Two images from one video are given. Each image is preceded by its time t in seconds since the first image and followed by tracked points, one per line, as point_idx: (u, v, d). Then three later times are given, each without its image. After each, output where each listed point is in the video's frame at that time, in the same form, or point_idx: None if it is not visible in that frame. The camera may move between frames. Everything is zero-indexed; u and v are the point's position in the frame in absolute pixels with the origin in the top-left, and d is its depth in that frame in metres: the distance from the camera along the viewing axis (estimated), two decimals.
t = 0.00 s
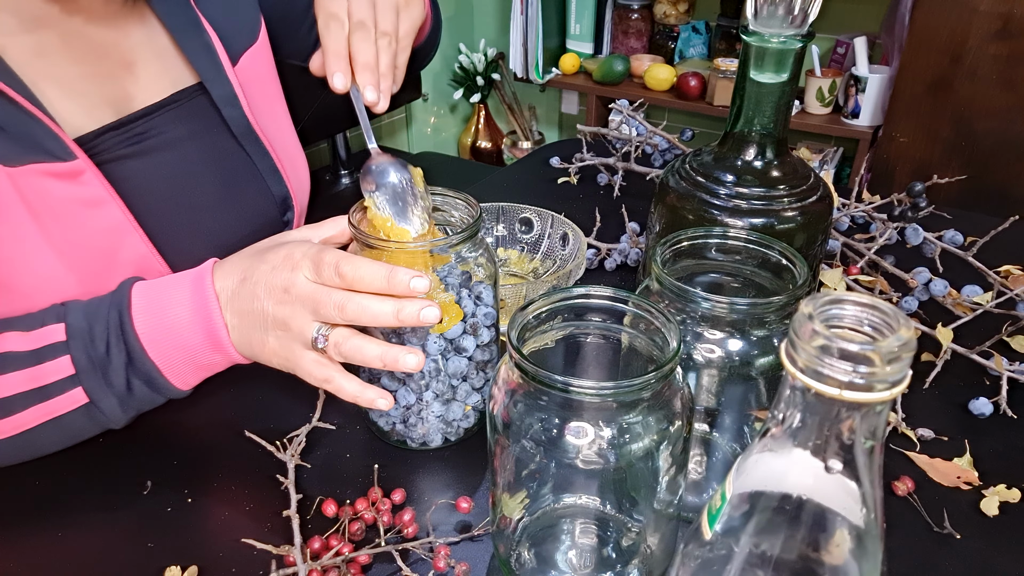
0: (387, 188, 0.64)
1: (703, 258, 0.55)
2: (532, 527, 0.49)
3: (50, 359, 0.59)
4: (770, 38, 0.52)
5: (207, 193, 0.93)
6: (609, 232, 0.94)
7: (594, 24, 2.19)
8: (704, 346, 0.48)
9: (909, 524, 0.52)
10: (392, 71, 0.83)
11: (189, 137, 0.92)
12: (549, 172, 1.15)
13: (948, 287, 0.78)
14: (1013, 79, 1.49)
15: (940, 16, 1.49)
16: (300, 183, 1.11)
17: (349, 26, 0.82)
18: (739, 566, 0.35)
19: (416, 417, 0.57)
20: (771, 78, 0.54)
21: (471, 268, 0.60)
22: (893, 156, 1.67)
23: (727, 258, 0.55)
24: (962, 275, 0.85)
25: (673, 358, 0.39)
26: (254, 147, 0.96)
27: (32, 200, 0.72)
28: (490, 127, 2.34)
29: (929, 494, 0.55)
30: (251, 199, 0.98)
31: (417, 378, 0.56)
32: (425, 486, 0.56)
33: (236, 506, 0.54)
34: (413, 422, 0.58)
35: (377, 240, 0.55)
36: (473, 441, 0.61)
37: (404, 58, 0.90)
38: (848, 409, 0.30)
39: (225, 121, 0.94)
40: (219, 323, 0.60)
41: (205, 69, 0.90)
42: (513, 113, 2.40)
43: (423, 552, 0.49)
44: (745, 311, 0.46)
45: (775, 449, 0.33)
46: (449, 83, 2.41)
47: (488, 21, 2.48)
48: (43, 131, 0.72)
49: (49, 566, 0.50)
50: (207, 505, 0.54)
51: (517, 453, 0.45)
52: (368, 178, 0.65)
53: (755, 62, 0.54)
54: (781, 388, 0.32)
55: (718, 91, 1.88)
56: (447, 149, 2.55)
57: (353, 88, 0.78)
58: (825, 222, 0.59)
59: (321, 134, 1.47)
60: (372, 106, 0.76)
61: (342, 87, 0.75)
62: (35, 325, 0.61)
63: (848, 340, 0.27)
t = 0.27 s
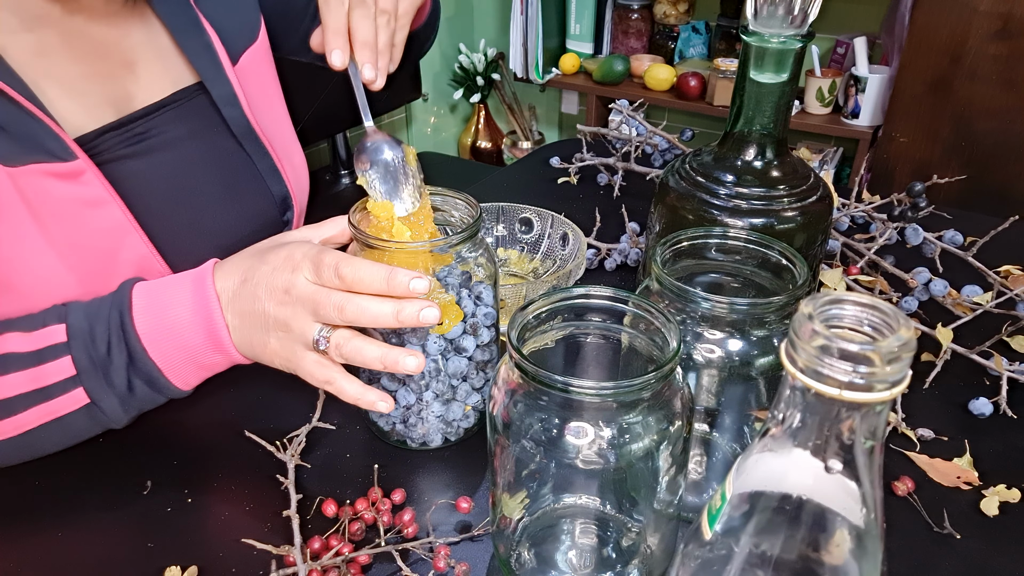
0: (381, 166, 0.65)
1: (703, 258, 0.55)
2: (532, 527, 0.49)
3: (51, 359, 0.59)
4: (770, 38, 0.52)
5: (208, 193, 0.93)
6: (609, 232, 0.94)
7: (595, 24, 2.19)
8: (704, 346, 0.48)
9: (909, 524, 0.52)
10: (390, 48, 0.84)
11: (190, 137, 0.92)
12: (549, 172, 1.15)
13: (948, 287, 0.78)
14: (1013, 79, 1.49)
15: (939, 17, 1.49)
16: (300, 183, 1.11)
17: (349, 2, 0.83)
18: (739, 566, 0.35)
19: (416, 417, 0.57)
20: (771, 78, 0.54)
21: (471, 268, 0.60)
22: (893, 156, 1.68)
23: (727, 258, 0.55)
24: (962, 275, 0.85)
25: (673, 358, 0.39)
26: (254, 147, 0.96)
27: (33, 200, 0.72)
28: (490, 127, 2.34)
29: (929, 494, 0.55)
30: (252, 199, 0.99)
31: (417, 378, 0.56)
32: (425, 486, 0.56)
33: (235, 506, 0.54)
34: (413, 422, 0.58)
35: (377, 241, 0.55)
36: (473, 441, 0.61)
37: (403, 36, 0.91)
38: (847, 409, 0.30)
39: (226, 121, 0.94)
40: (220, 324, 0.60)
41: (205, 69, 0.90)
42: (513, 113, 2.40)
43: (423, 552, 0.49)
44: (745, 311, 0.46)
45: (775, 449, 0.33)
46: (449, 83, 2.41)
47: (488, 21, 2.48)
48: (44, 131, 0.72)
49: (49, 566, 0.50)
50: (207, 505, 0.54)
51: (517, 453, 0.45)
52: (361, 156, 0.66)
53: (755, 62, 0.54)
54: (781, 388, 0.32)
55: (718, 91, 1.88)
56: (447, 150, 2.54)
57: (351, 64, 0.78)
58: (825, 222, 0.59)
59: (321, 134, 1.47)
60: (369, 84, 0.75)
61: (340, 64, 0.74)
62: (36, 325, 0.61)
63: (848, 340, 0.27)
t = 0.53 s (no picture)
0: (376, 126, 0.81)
1: (703, 258, 0.55)
2: (532, 527, 0.49)
3: (50, 360, 0.59)
4: (770, 38, 0.52)
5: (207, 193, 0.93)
6: (609, 232, 0.94)
7: (595, 24, 2.19)
8: (704, 346, 0.48)
9: (910, 524, 0.52)
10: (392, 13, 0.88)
11: (190, 135, 0.92)
12: (549, 172, 1.15)
13: (948, 287, 0.78)
14: (1013, 79, 1.49)
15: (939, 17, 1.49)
16: (300, 181, 1.11)
17: None
18: (739, 566, 0.35)
19: (416, 417, 0.57)
20: (771, 78, 0.54)
21: (470, 268, 0.60)
22: (893, 157, 1.68)
23: (727, 258, 0.55)
24: (962, 275, 0.85)
25: (673, 358, 0.39)
26: (254, 145, 0.96)
27: (33, 199, 0.72)
28: (490, 127, 2.33)
29: (929, 494, 0.55)
30: (251, 198, 0.99)
31: (417, 378, 0.56)
32: (425, 486, 0.56)
33: (235, 506, 0.54)
34: (413, 422, 0.58)
35: (377, 241, 0.55)
36: (473, 441, 0.61)
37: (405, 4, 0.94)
38: (847, 409, 0.30)
39: (226, 120, 0.94)
40: (219, 325, 0.60)
41: (206, 68, 0.90)
42: (513, 113, 2.40)
43: (422, 552, 0.49)
44: (745, 311, 0.46)
45: (775, 449, 0.33)
46: (448, 82, 2.41)
47: (488, 21, 2.48)
48: (44, 130, 0.72)
49: (48, 566, 0.50)
50: (207, 505, 0.54)
51: (517, 453, 0.45)
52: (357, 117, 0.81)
53: (755, 61, 0.54)
54: (781, 388, 0.32)
55: (718, 91, 1.88)
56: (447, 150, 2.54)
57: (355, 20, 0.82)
58: (825, 222, 0.59)
59: (321, 134, 1.47)
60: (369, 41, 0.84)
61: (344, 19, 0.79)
62: (36, 326, 0.61)
63: (848, 340, 0.27)
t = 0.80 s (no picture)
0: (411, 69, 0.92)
1: (703, 258, 0.55)
2: (532, 527, 0.49)
3: (45, 359, 0.59)
4: (770, 38, 0.52)
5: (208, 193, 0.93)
6: (609, 232, 0.94)
7: (594, 24, 2.19)
8: (704, 346, 0.48)
9: (910, 525, 0.52)
10: None
11: (191, 133, 0.91)
12: (549, 172, 1.15)
13: (948, 287, 0.78)
14: (1013, 79, 1.49)
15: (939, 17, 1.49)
16: (301, 180, 1.11)
17: None
18: (739, 566, 0.35)
19: (417, 417, 0.57)
20: (772, 78, 0.54)
21: (470, 268, 0.60)
22: (893, 157, 1.68)
23: (727, 258, 0.55)
24: (962, 275, 0.85)
25: (673, 358, 0.39)
26: (255, 142, 0.97)
27: (32, 198, 0.72)
28: (490, 128, 2.29)
29: (930, 494, 0.55)
30: (251, 197, 0.99)
31: (417, 378, 0.56)
32: (425, 486, 0.56)
33: (235, 506, 0.54)
34: (413, 422, 0.58)
35: (377, 240, 0.55)
36: (473, 441, 0.61)
37: None
38: (847, 409, 0.30)
39: (229, 119, 0.94)
40: (211, 322, 0.58)
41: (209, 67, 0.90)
42: (513, 113, 2.40)
43: (422, 553, 0.49)
44: (745, 311, 0.46)
45: (775, 449, 0.33)
46: (448, 83, 2.38)
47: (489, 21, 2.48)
48: (44, 129, 0.72)
49: (48, 566, 0.50)
50: (206, 506, 0.54)
51: (517, 453, 0.45)
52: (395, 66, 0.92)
53: (755, 62, 0.54)
54: (782, 388, 0.32)
55: (718, 91, 1.88)
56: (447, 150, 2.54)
57: None
58: (825, 222, 0.59)
59: (321, 134, 1.47)
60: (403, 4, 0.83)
61: None
62: (30, 324, 0.60)
63: (848, 340, 0.27)
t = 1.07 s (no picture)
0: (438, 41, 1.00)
1: (703, 259, 0.55)
2: (532, 527, 0.49)
3: (42, 357, 0.61)
4: (770, 38, 0.52)
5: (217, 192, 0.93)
6: (609, 232, 0.94)
7: (594, 24, 2.19)
8: (704, 346, 0.48)
9: (910, 525, 0.52)
10: None
11: (195, 132, 0.91)
12: (549, 172, 1.15)
13: (948, 287, 0.78)
14: (1015, 79, 1.48)
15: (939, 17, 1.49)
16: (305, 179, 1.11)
17: None
18: (739, 566, 0.35)
19: (417, 417, 0.57)
20: (771, 78, 0.54)
21: (470, 268, 0.61)
22: (893, 157, 1.68)
23: (727, 258, 0.55)
24: (962, 275, 0.85)
25: (673, 358, 0.39)
26: (260, 143, 0.97)
27: (37, 193, 0.74)
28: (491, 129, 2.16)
29: (930, 494, 0.55)
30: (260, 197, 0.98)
31: (417, 378, 0.57)
32: (425, 486, 0.56)
33: (235, 506, 0.54)
34: (413, 422, 0.58)
35: (377, 240, 0.55)
36: (473, 441, 0.61)
37: None
38: (847, 409, 0.30)
39: (235, 120, 0.95)
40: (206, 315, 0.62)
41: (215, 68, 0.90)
42: (513, 113, 2.40)
43: (422, 552, 0.49)
44: (745, 311, 0.46)
45: (775, 449, 0.33)
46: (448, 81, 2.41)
47: (489, 21, 2.48)
48: (51, 124, 0.73)
49: (48, 566, 0.50)
50: (206, 505, 0.54)
51: (517, 453, 0.45)
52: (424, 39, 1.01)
53: (755, 62, 0.54)
54: (781, 389, 0.32)
55: (718, 91, 1.88)
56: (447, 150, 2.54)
57: None
58: (825, 222, 0.59)
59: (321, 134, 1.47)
60: None
61: None
62: (28, 324, 0.62)
63: (849, 340, 0.27)
